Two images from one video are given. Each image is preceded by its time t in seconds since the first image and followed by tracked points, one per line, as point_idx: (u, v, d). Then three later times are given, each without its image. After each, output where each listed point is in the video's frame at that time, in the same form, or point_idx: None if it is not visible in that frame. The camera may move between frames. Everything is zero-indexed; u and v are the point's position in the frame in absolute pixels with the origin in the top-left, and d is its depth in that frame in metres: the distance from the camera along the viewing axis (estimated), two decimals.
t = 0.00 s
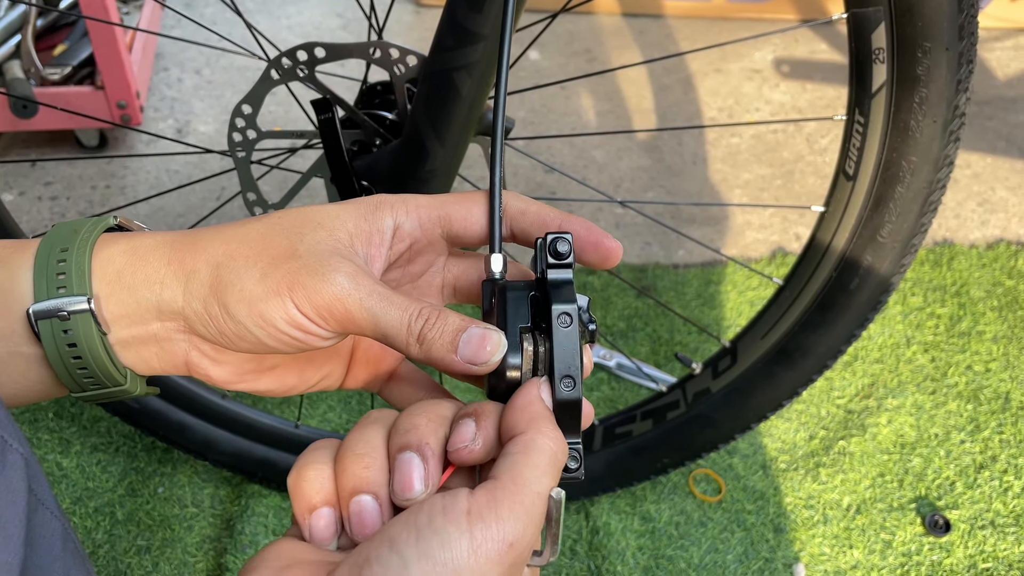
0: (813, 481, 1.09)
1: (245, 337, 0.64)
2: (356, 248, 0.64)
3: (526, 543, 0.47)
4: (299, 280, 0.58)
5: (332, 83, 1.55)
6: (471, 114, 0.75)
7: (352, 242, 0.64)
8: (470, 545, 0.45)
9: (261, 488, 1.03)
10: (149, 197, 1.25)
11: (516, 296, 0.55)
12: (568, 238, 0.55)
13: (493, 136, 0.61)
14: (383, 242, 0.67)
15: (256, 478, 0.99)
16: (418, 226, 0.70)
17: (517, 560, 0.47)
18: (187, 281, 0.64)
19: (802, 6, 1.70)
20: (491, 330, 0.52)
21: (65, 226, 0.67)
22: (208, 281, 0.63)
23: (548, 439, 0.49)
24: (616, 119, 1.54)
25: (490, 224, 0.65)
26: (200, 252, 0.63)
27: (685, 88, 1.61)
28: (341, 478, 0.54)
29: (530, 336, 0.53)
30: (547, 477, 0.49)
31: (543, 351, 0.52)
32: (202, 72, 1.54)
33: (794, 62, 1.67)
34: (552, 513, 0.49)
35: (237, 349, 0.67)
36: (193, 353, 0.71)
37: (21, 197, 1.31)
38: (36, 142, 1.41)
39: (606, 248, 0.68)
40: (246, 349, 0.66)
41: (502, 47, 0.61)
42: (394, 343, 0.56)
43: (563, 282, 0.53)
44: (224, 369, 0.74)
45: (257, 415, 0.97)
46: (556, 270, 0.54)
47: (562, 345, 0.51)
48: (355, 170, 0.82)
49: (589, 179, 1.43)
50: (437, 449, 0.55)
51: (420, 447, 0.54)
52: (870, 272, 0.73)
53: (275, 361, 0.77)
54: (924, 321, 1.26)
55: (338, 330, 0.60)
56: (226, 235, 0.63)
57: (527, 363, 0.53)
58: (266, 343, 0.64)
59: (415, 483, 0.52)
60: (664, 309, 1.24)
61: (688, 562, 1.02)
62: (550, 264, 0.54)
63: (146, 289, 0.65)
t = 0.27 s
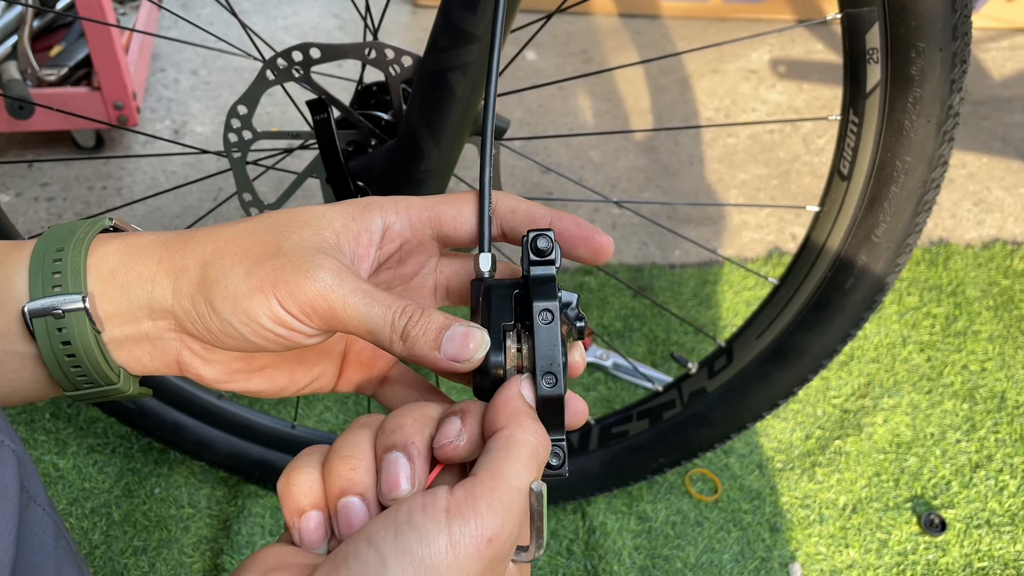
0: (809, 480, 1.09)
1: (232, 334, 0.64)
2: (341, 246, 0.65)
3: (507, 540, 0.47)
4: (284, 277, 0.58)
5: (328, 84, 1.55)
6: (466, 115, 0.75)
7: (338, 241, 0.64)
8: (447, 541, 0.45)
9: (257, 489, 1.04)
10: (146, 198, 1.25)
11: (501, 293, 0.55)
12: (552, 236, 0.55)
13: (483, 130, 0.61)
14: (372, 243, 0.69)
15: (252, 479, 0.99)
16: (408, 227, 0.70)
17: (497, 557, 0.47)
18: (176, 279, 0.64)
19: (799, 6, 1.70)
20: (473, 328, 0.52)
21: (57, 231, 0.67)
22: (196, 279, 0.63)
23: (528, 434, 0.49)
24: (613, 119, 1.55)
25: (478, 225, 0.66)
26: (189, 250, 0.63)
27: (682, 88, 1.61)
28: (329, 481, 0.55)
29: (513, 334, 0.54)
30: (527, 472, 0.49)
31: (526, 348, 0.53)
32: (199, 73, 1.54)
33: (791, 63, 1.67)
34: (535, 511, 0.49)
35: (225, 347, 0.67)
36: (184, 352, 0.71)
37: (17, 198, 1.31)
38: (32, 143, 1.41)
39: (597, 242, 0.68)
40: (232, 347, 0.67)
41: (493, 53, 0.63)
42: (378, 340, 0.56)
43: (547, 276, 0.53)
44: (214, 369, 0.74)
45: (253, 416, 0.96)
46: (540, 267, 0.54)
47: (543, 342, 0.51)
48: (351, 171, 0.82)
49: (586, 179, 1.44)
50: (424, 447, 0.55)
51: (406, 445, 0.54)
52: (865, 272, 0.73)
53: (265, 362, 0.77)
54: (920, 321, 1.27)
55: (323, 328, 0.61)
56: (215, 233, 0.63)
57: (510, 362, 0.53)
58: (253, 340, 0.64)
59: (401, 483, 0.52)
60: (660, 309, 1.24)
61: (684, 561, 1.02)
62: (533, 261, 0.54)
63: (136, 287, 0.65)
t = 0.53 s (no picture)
0: (807, 481, 1.09)
1: (226, 297, 0.66)
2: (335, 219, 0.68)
3: None
4: (275, 236, 0.61)
5: (325, 84, 1.55)
6: (463, 115, 0.75)
7: (332, 215, 0.68)
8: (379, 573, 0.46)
9: (255, 490, 1.03)
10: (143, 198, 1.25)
11: (492, 267, 0.57)
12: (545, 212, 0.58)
13: (484, 135, 0.61)
14: (371, 226, 0.71)
15: (250, 479, 0.99)
16: (407, 214, 0.72)
17: None
18: (176, 250, 0.68)
19: (796, 6, 1.70)
20: (463, 289, 0.53)
21: (61, 221, 0.70)
22: (194, 246, 0.67)
23: (492, 494, 0.52)
24: (610, 120, 1.55)
25: (479, 213, 0.65)
26: (190, 223, 0.68)
27: (679, 89, 1.61)
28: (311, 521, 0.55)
29: (501, 300, 0.54)
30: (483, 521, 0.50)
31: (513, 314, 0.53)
32: (196, 73, 1.54)
33: (788, 63, 1.68)
34: None
35: (219, 314, 0.69)
36: (178, 330, 0.72)
37: (14, 198, 1.31)
38: (29, 144, 1.41)
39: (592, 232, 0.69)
40: (226, 312, 0.68)
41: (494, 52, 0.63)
42: (369, 303, 0.57)
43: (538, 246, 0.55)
44: (207, 347, 0.74)
45: (250, 415, 0.96)
46: (530, 235, 0.56)
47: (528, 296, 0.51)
48: (347, 171, 0.82)
49: (583, 180, 1.44)
50: (412, 486, 0.56)
51: (398, 474, 0.56)
52: (862, 272, 0.73)
53: (258, 342, 0.75)
54: (917, 321, 1.27)
55: (317, 290, 0.62)
56: (215, 209, 0.68)
57: (499, 327, 0.53)
58: (247, 303, 0.66)
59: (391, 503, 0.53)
60: (658, 310, 1.24)
61: (681, 562, 1.02)
62: (524, 230, 0.56)
63: (138, 261, 0.69)
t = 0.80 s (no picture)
0: (806, 481, 1.09)
1: (231, 290, 0.66)
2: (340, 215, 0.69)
3: None
4: (280, 228, 0.61)
5: (324, 85, 1.56)
6: (463, 117, 0.75)
7: (337, 210, 0.69)
8: None
9: (254, 491, 1.03)
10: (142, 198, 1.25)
11: (499, 259, 0.57)
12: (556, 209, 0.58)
13: (489, 147, 0.63)
14: (375, 224, 0.72)
15: (249, 480, 0.99)
16: (412, 214, 0.74)
17: None
18: (181, 245, 0.68)
19: (795, 7, 1.70)
20: (467, 275, 0.54)
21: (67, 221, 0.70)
22: (199, 240, 0.67)
23: None
24: (609, 121, 1.55)
25: (480, 218, 0.68)
26: (195, 219, 0.68)
27: (678, 90, 1.61)
28: None
29: (507, 292, 0.54)
30: None
31: (519, 303, 0.53)
32: (194, 74, 1.54)
33: (787, 64, 1.68)
34: None
35: (224, 309, 0.69)
36: (181, 328, 0.72)
37: (13, 199, 1.32)
38: (28, 145, 1.41)
39: (590, 239, 0.72)
40: (231, 305, 0.68)
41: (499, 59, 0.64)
42: (374, 291, 0.58)
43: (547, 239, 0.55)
44: (211, 344, 0.74)
45: (249, 417, 0.96)
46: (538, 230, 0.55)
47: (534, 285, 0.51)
48: (347, 173, 0.82)
49: (582, 180, 1.44)
50: None
51: None
52: (861, 272, 0.73)
53: (261, 338, 0.76)
54: (916, 322, 1.27)
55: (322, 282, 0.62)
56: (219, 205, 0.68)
57: (502, 317, 0.54)
58: (252, 295, 0.66)
59: None
60: (657, 310, 1.24)
61: (680, 562, 1.02)
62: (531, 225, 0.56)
63: (141, 258, 0.69)
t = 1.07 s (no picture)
0: (805, 481, 1.09)
1: (233, 295, 0.66)
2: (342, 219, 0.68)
3: None
4: (285, 234, 0.61)
5: (323, 86, 1.56)
6: (462, 117, 0.75)
7: (339, 214, 0.68)
8: None
9: (253, 491, 1.03)
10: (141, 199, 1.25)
11: (503, 265, 0.57)
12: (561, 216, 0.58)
13: (488, 143, 0.64)
14: (375, 228, 0.73)
15: (248, 481, 0.99)
16: (410, 217, 0.75)
17: None
18: (181, 249, 0.68)
19: (793, 8, 1.70)
20: (472, 281, 0.54)
21: (63, 222, 0.70)
22: (200, 245, 0.67)
23: None
24: (608, 122, 1.55)
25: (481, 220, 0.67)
26: (196, 223, 0.68)
27: (677, 90, 1.61)
28: None
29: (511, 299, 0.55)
30: None
31: (524, 312, 0.53)
32: (193, 75, 1.54)
33: (785, 65, 1.68)
34: None
35: (226, 313, 0.69)
36: (180, 331, 0.73)
37: (12, 200, 1.32)
38: (27, 145, 1.41)
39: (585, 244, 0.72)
40: (233, 310, 0.68)
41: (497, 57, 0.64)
42: (378, 298, 0.57)
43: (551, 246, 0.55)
44: (211, 347, 0.74)
45: (248, 418, 0.96)
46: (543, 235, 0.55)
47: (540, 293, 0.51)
48: (346, 173, 0.82)
49: (581, 181, 1.44)
50: None
51: None
52: (859, 273, 0.73)
53: (261, 342, 0.77)
54: (915, 322, 1.27)
55: (325, 287, 0.62)
56: (221, 209, 0.68)
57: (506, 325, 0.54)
58: (253, 302, 0.66)
59: None
60: (656, 311, 1.24)
61: (680, 563, 1.02)
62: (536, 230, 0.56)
63: (140, 261, 0.69)
